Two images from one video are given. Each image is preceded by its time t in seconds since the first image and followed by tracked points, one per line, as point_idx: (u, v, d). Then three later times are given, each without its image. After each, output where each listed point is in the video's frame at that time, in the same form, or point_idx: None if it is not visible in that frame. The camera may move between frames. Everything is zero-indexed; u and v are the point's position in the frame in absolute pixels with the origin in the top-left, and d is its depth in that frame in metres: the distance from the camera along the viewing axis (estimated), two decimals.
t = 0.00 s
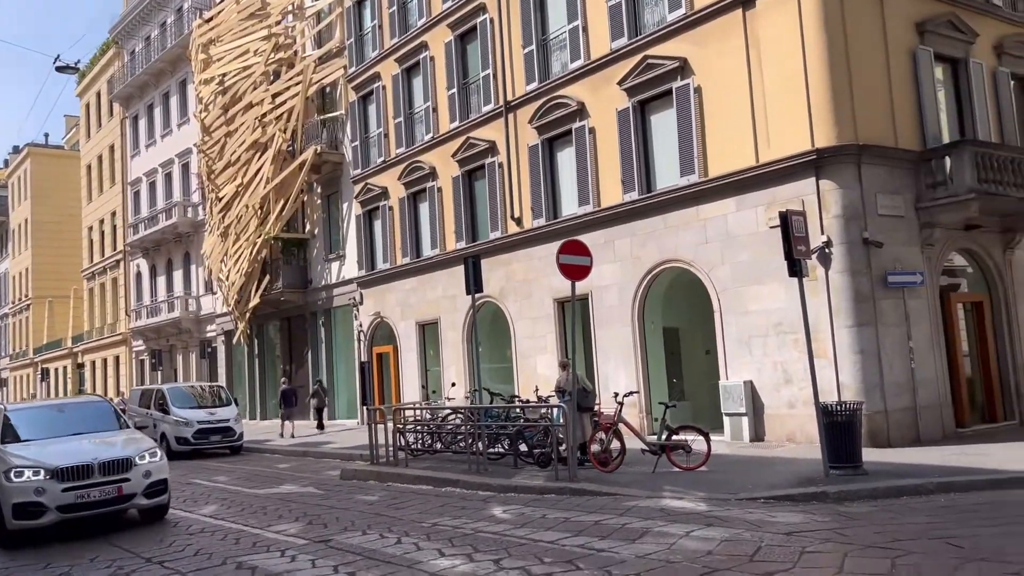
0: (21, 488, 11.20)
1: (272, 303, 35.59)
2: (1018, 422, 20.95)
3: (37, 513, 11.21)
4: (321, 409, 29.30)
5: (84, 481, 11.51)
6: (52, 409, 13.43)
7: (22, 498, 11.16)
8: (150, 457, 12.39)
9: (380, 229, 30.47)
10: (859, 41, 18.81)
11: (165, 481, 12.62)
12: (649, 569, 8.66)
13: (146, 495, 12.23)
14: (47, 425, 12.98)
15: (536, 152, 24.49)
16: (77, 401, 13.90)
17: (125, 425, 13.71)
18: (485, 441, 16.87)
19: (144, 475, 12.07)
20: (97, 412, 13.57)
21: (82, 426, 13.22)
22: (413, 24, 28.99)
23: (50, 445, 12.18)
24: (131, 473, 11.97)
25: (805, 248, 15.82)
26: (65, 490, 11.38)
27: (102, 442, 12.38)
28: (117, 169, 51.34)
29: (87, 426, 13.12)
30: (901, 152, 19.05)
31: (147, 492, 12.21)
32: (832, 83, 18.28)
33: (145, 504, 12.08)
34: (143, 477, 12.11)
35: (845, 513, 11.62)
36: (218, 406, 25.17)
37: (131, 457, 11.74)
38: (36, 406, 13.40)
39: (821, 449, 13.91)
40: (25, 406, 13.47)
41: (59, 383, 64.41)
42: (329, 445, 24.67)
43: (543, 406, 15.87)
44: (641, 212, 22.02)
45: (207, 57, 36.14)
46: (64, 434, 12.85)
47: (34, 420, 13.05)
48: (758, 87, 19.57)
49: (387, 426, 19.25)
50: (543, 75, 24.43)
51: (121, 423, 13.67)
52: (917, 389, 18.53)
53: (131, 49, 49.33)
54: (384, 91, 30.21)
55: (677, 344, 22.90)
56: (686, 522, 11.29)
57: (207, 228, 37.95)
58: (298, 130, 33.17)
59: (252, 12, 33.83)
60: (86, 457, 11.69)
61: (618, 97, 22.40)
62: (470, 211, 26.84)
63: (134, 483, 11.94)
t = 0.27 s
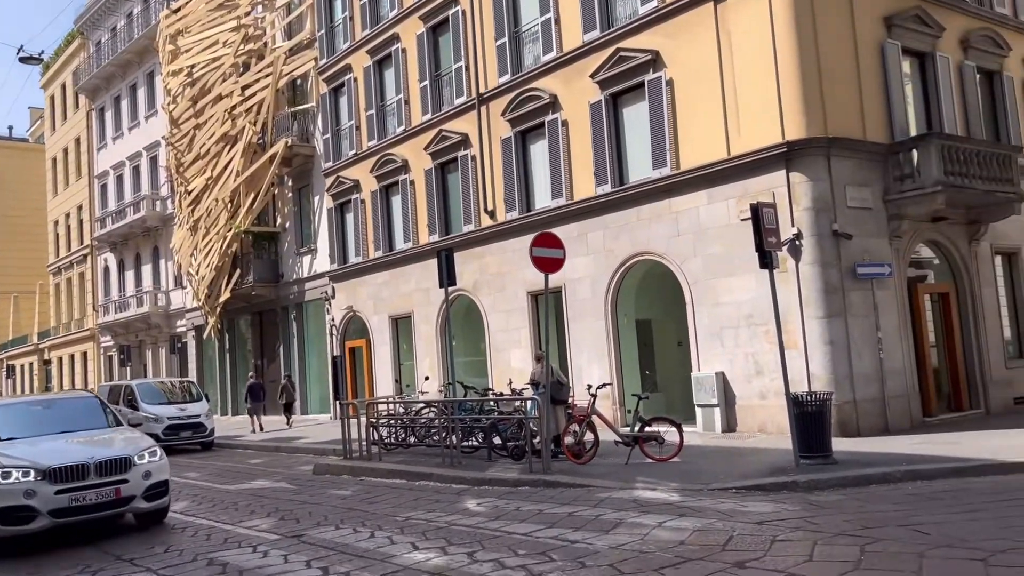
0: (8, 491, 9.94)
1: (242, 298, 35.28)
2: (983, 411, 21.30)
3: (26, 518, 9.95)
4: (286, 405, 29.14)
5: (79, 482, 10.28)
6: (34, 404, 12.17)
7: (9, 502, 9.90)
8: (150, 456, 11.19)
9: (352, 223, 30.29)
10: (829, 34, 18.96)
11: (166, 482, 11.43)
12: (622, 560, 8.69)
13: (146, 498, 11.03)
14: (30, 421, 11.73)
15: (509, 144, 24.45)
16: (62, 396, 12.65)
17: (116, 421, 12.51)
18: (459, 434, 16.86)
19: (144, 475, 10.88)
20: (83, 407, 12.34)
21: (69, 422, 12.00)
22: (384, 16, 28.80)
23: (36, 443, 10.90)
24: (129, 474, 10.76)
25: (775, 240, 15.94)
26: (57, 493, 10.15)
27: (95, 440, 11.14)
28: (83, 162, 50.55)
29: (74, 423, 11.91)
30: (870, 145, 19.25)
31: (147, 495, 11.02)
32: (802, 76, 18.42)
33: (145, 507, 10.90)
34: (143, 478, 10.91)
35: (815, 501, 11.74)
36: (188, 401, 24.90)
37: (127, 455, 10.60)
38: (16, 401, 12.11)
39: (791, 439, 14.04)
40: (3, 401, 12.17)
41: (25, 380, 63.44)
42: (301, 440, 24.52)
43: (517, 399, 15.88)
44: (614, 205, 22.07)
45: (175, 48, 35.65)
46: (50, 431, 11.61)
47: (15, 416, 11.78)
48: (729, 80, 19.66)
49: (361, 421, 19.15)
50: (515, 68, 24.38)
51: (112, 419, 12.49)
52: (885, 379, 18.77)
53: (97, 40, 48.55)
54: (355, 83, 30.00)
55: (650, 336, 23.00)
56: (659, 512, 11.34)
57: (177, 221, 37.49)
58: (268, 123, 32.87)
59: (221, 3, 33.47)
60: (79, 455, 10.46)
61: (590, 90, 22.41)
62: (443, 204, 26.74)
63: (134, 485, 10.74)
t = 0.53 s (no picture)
0: (15, 498, 8.91)
1: (226, 296, 35.10)
2: (963, 411, 21.49)
3: (34, 529, 8.95)
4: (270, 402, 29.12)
5: (93, 487, 9.29)
6: (34, 403, 11.14)
7: (14, 511, 8.87)
8: (169, 458, 10.22)
9: (337, 221, 30.21)
10: (813, 36, 19.08)
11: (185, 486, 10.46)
12: (606, 559, 8.72)
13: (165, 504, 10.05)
14: (31, 422, 10.72)
15: (494, 144, 24.44)
16: (63, 393, 11.62)
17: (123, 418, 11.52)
18: (443, 433, 16.84)
19: (164, 479, 9.91)
20: (92, 404, 11.45)
21: (73, 420, 11.00)
22: (370, 14, 28.73)
23: (43, 445, 9.87)
24: (148, 478, 9.78)
25: (760, 240, 16.02)
26: (69, 500, 9.14)
27: (108, 441, 10.15)
28: (66, 159, 50.17)
29: (83, 421, 11.00)
30: (854, 147, 19.38)
31: (166, 500, 10.05)
32: (787, 77, 18.53)
33: (164, 514, 9.93)
34: (162, 482, 9.94)
35: (798, 500, 11.82)
36: (171, 400, 24.74)
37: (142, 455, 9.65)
38: (14, 400, 11.06)
39: (775, 438, 14.11)
40: None
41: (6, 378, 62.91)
42: (286, 439, 24.43)
43: (502, 398, 15.89)
44: (600, 204, 22.11)
45: (159, 45, 35.40)
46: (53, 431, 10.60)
47: (14, 417, 10.77)
48: (715, 81, 19.73)
49: (344, 420, 19.10)
50: (501, 67, 24.38)
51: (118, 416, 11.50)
52: (867, 379, 18.91)
53: (80, 36, 48.15)
54: (341, 81, 29.92)
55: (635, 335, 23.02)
56: (643, 511, 11.38)
57: (160, 218, 37.26)
58: (253, 120, 32.73)
59: None
60: (92, 458, 9.45)
61: (576, 90, 22.44)
62: (428, 203, 26.70)
63: (152, 490, 9.78)
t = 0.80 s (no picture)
0: (43, 512, 8.18)
1: (222, 299, 35.02)
2: (959, 420, 21.47)
3: (65, 545, 8.20)
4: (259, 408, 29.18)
5: (127, 499, 8.52)
6: (60, 403, 10.30)
7: (43, 526, 8.14)
8: (208, 467, 9.45)
9: (334, 225, 30.18)
10: (811, 44, 19.12)
11: (226, 497, 9.69)
12: (600, 566, 8.70)
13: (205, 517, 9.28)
14: (56, 425, 9.90)
15: (492, 148, 24.44)
16: (91, 393, 10.78)
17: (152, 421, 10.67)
18: (438, 439, 16.81)
19: (203, 489, 9.14)
20: (119, 407, 10.59)
21: (101, 422, 10.15)
22: (369, 18, 28.74)
23: (74, 451, 9.08)
24: (187, 488, 9.02)
25: (756, 248, 16.03)
26: (103, 513, 8.38)
27: (144, 446, 9.37)
28: (62, 160, 50.10)
29: (108, 425, 10.12)
30: (850, 155, 19.41)
31: (206, 513, 9.27)
32: (784, 85, 18.57)
33: (205, 527, 9.16)
34: (202, 493, 9.17)
35: (792, 509, 11.81)
36: (166, 403, 24.67)
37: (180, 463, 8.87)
38: (39, 400, 10.24)
39: (770, 446, 14.10)
40: (23, 400, 10.31)
41: None
42: (280, 443, 24.37)
43: (496, 404, 15.87)
44: (597, 210, 22.11)
45: (157, 47, 35.37)
46: (81, 436, 9.77)
47: (38, 419, 9.95)
48: (712, 88, 19.76)
49: (339, 424, 19.06)
50: (499, 72, 24.39)
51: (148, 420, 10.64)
52: (863, 387, 18.92)
53: (78, 37, 48.11)
54: (339, 85, 29.91)
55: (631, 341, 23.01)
56: (637, 519, 11.36)
57: (156, 220, 37.20)
58: (250, 123, 32.71)
59: (205, 2, 33.39)
60: (127, 467, 8.69)
61: (574, 96, 22.46)
62: (425, 207, 26.69)
63: (192, 501, 9.01)
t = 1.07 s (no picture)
0: (95, 527, 7.75)
1: (226, 304, 35.05)
2: (963, 433, 21.41)
3: (118, 563, 7.75)
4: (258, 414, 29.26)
5: (185, 514, 8.05)
6: (104, 406, 9.88)
7: (95, 541, 7.72)
8: (270, 478, 8.94)
9: (338, 231, 30.20)
10: (817, 55, 19.14)
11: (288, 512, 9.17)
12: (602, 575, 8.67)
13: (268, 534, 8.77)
14: (100, 430, 9.49)
15: (497, 156, 24.47)
16: (140, 394, 10.36)
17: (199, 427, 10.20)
18: (440, 446, 16.78)
19: (265, 504, 8.63)
20: (163, 412, 10.10)
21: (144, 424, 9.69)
22: (376, 26, 28.81)
23: (124, 459, 8.63)
24: (248, 502, 8.52)
25: (760, 258, 16.01)
26: (158, 529, 7.92)
27: (200, 455, 8.91)
28: (69, 165, 50.23)
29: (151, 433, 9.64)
30: (855, 166, 19.40)
31: (269, 530, 8.76)
32: (789, 96, 18.58)
33: (267, 545, 8.65)
34: (264, 508, 8.66)
35: (795, 520, 11.76)
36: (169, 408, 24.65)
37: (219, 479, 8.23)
38: (83, 401, 9.84)
39: (773, 457, 14.04)
40: (67, 400, 9.92)
41: (3, 382, 62.81)
42: (282, 449, 24.35)
43: (499, 412, 15.86)
44: (601, 219, 22.12)
45: (164, 53, 35.45)
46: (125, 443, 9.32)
47: (82, 422, 9.54)
48: (717, 98, 19.78)
49: (341, 430, 19.04)
50: (505, 81, 24.44)
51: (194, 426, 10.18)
52: (867, 399, 18.86)
53: (86, 42, 48.29)
54: (345, 92, 29.99)
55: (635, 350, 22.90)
56: (640, 528, 11.33)
57: (161, 225, 37.27)
58: (256, 130, 32.78)
59: (212, 10, 33.19)
60: (185, 479, 8.20)
61: (579, 105, 22.49)
62: (430, 215, 26.71)
63: (254, 516, 8.51)
